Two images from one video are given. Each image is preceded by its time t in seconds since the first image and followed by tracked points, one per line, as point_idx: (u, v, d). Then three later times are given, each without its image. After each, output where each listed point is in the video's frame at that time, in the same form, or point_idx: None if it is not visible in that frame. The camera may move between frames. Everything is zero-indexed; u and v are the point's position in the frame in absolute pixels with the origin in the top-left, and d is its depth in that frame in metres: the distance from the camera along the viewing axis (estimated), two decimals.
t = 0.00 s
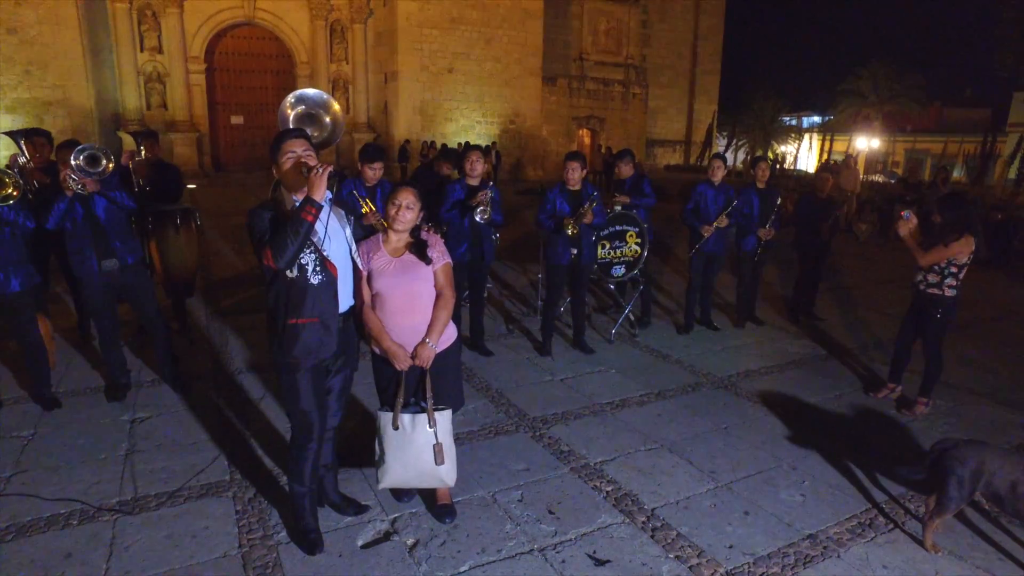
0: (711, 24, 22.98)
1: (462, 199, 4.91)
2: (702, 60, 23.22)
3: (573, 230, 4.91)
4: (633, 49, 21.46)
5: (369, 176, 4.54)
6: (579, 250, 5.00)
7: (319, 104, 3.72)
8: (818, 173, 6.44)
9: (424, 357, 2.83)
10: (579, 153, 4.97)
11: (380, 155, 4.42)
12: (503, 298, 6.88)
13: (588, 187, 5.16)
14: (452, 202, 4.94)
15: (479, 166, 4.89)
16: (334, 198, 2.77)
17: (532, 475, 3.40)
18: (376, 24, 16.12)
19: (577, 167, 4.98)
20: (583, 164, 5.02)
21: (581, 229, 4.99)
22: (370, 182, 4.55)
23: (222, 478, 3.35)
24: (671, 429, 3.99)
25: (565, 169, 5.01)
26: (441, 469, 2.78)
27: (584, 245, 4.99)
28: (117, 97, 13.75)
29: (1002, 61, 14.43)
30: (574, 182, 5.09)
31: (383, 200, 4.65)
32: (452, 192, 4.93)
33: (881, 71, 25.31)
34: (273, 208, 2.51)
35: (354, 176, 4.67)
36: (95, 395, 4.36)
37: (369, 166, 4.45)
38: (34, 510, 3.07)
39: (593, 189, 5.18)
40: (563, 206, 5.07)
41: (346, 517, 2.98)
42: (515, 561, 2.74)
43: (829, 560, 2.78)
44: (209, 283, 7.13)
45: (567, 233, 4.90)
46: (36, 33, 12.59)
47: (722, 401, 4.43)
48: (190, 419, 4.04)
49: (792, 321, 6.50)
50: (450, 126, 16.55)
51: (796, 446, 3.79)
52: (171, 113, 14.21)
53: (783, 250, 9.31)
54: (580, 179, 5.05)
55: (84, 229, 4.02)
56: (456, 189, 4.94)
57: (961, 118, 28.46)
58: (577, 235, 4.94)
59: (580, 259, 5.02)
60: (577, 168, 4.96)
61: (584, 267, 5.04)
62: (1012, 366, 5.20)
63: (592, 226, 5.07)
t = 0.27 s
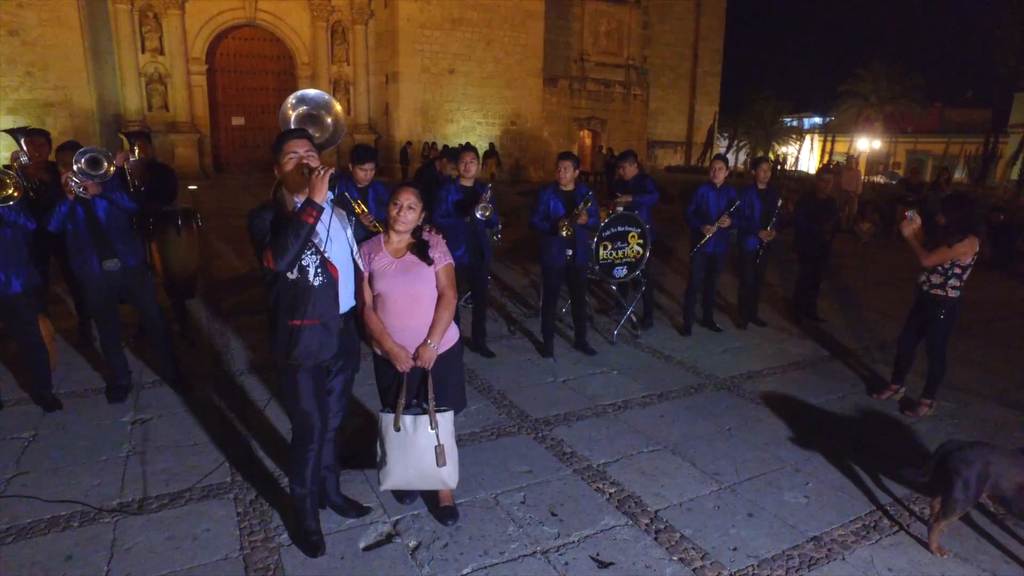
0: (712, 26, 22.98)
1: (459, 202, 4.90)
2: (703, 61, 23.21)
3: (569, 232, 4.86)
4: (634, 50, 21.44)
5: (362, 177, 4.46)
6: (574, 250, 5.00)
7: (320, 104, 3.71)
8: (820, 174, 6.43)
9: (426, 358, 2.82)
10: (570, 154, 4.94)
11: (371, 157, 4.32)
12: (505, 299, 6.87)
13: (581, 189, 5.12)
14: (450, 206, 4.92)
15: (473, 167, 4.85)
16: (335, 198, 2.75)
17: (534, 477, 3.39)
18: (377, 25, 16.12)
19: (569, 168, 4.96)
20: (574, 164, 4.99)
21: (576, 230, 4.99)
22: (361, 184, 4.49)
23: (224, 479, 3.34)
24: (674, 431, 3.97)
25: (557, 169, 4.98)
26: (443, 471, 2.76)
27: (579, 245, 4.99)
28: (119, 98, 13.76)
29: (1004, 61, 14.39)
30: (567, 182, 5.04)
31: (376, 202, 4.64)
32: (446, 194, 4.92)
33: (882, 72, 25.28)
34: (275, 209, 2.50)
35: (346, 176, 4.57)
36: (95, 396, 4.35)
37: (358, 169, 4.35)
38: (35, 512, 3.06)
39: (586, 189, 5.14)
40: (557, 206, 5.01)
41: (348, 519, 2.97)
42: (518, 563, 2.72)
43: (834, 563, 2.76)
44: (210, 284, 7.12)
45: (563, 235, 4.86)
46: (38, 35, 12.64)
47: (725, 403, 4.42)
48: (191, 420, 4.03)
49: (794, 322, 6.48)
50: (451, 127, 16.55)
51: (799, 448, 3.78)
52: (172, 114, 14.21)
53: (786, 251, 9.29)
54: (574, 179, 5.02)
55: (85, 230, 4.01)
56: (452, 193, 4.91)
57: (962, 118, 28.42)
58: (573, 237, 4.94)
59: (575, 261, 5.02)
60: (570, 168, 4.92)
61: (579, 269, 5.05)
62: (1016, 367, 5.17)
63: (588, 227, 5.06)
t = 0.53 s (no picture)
0: (713, 26, 22.94)
1: (458, 202, 4.86)
2: (704, 62, 23.19)
3: (568, 234, 4.87)
4: (636, 50, 21.42)
5: (357, 177, 4.49)
6: (572, 250, 4.97)
7: (321, 105, 3.70)
8: (822, 174, 6.41)
9: (428, 358, 2.80)
10: (565, 152, 4.93)
11: (365, 156, 4.35)
12: (506, 300, 6.86)
13: (577, 189, 5.09)
14: (448, 209, 4.87)
15: (469, 167, 4.82)
16: (337, 199, 2.74)
17: (537, 478, 3.37)
18: (379, 26, 16.11)
19: (565, 167, 4.94)
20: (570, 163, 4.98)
21: (575, 231, 4.98)
22: (358, 183, 4.51)
23: (225, 480, 3.33)
24: (677, 431, 3.96)
25: (554, 169, 4.98)
26: (446, 472, 2.75)
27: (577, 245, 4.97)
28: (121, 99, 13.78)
29: (1006, 62, 14.36)
30: (563, 182, 5.02)
31: (373, 201, 4.64)
32: (447, 200, 4.86)
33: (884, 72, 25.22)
34: (277, 210, 2.48)
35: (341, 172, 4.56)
36: (96, 396, 4.34)
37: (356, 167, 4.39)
38: (35, 513, 3.04)
39: (582, 189, 5.11)
40: (554, 207, 4.99)
41: (350, 519, 2.95)
42: (521, 565, 2.71)
43: (839, 566, 2.74)
44: (211, 284, 7.12)
45: (562, 238, 4.87)
46: (41, 34, 12.63)
47: (728, 403, 4.40)
48: (193, 420, 4.01)
49: (797, 322, 6.46)
50: (453, 128, 16.54)
51: (803, 449, 3.76)
52: (174, 115, 14.16)
53: (788, 251, 9.26)
54: (570, 179, 5.00)
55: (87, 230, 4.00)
56: (452, 199, 4.86)
57: (964, 118, 28.36)
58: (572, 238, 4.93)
59: (573, 259, 4.98)
60: (567, 168, 4.91)
61: (578, 267, 5.01)
62: (1019, 368, 5.15)
63: (585, 226, 5.04)
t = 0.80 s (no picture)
0: (716, 26, 22.91)
1: (462, 204, 4.83)
2: (707, 61, 23.16)
3: (571, 235, 4.83)
4: (638, 50, 21.39)
5: (358, 176, 4.42)
6: (574, 250, 4.95)
7: (324, 105, 3.69)
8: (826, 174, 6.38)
9: (432, 359, 2.79)
10: (566, 152, 4.90)
11: (367, 154, 4.29)
12: (508, 300, 6.84)
13: (579, 188, 5.09)
14: (451, 208, 4.86)
15: (471, 166, 4.80)
16: (341, 200, 2.73)
17: (540, 479, 3.35)
18: (381, 25, 16.11)
19: (566, 167, 4.91)
20: (572, 162, 4.95)
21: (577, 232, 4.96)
22: (359, 182, 4.44)
23: (228, 480, 3.32)
24: (680, 432, 3.94)
25: (555, 169, 4.95)
26: (449, 473, 2.74)
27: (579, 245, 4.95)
28: (124, 98, 13.89)
29: (1010, 61, 14.31)
30: (564, 182, 5.00)
31: (375, 201, 4.64)
32: (450, 202, 4.84)
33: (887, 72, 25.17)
34: (280, 211, 2.47)
35: (341, 173, 4.53)
36: (99, 396, 4.33)
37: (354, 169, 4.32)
38: (38, 513, 3.03)
39: (584, 189, 5.11)
40: (555, 207, 4.96)
41: (352, 521, 2.94)
42: (524, 566, 2.69)
43: (845, 567, 2.72)
44: (214, 284, 7.11)
45: (565, 238, 4.82)
46: (44, 35, 12.59)
47: (732, 404, 4.38)
48: (195, 421, 4.00)
49: (800, 322, 6.44)
50: (455, 128, 16.53)
51: (808, 449, 3.74)
52: (176, 115, 14.19)
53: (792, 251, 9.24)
54: (572, 179, 4.98)
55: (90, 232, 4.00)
56: (456, 201, 4.84)
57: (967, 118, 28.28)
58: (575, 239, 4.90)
59: (575, 259, 4.98)
60: (567, 168, 4.89)
61: (580, 268, 5.02)
62: None
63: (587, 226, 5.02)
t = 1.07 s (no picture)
0: (719, 25, 22.86)
1: (468, 204, 4.90)
2: (711, 61, 23.10)
3: (577, 237, 4.82)
4: (641, 50, 21.36)
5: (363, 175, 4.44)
6: (579, 250, 4.94)
7: (328, 107, 3.68)
8: (831, 173, 6.35)
9: (438, 359, 2.78)
10: (572, 152, 4.88)
11: (373, 152, 4.31)
12: (512, 300, 6.83)
13: (583, 188, 5.09)
14: (456, 210, 4.92)
15: (475, 168, 4.83)
16: (347, 199, 2.72)
17: (546, 480, 3.34)
18: (384, 25, 16.11)
19: (571, 167, 4.89)
20: (578, 163, 4.92)
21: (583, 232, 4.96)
22: (364, 181, 4.46)
23: (232, 481, 3.31)
24: (686, 433, 3.92)
25: (560, 169, 4.92)
26: (454, 474, 2.73)
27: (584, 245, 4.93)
28: (128, 100, 13.86)
29: (1016, 61, 14.23)
30: (569, 183, 4.99)
31: (380, 201, 4.64)
32: (450, 199, 4.92)
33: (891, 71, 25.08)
34: (286, 210, 2.46)
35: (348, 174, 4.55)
36: (103, 396, 4.33)
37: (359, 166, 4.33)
38: (42, 513, 3.02)
39: (589, 188, 5.10)
40: (560, 207, 4.98)
41: (357, 521, 2.93)
42: (530, 568, 2.67)
43: (853, 569, 2.70)
44: (217, 284, 7.12)
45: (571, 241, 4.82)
46: (49, 35, 12.60)
47: (738, 404, 4.36)
48: (199, 420, 4.00)
49: (805, 323, 6.41)
50: (458, 128, 16.52)
51: (814, 451, 3.72)
52: (180, 116, 14.27)
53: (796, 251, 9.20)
54: (576, 179, 4.96)
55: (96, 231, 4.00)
56: (457, 198, 4.91)
57: (972, 118, 28.17)
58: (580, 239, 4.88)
59: (579, 260, 4.98)
60: (572, 169, 4.87)
61: (584, 268, 5.01)
62: None
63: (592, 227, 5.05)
